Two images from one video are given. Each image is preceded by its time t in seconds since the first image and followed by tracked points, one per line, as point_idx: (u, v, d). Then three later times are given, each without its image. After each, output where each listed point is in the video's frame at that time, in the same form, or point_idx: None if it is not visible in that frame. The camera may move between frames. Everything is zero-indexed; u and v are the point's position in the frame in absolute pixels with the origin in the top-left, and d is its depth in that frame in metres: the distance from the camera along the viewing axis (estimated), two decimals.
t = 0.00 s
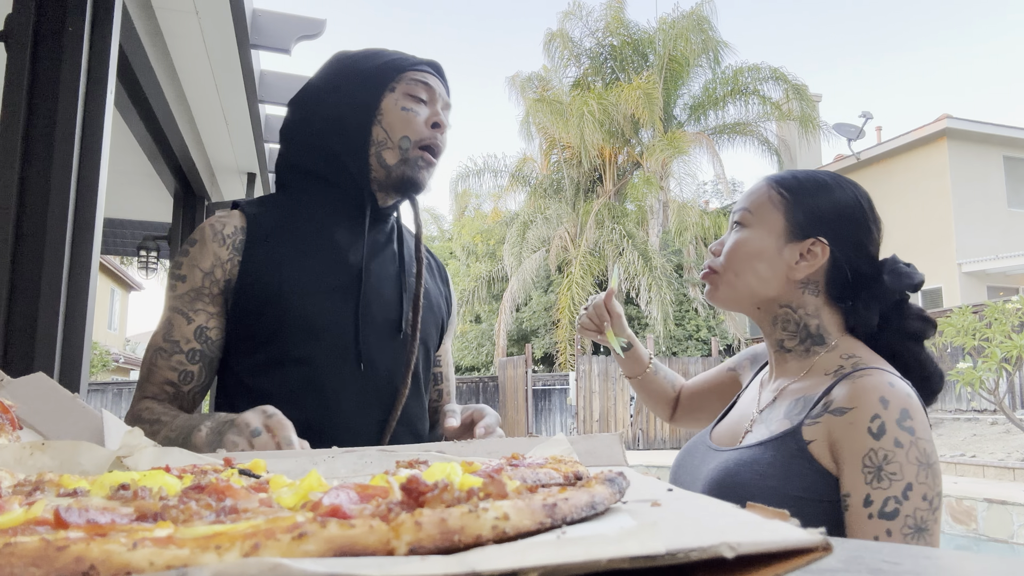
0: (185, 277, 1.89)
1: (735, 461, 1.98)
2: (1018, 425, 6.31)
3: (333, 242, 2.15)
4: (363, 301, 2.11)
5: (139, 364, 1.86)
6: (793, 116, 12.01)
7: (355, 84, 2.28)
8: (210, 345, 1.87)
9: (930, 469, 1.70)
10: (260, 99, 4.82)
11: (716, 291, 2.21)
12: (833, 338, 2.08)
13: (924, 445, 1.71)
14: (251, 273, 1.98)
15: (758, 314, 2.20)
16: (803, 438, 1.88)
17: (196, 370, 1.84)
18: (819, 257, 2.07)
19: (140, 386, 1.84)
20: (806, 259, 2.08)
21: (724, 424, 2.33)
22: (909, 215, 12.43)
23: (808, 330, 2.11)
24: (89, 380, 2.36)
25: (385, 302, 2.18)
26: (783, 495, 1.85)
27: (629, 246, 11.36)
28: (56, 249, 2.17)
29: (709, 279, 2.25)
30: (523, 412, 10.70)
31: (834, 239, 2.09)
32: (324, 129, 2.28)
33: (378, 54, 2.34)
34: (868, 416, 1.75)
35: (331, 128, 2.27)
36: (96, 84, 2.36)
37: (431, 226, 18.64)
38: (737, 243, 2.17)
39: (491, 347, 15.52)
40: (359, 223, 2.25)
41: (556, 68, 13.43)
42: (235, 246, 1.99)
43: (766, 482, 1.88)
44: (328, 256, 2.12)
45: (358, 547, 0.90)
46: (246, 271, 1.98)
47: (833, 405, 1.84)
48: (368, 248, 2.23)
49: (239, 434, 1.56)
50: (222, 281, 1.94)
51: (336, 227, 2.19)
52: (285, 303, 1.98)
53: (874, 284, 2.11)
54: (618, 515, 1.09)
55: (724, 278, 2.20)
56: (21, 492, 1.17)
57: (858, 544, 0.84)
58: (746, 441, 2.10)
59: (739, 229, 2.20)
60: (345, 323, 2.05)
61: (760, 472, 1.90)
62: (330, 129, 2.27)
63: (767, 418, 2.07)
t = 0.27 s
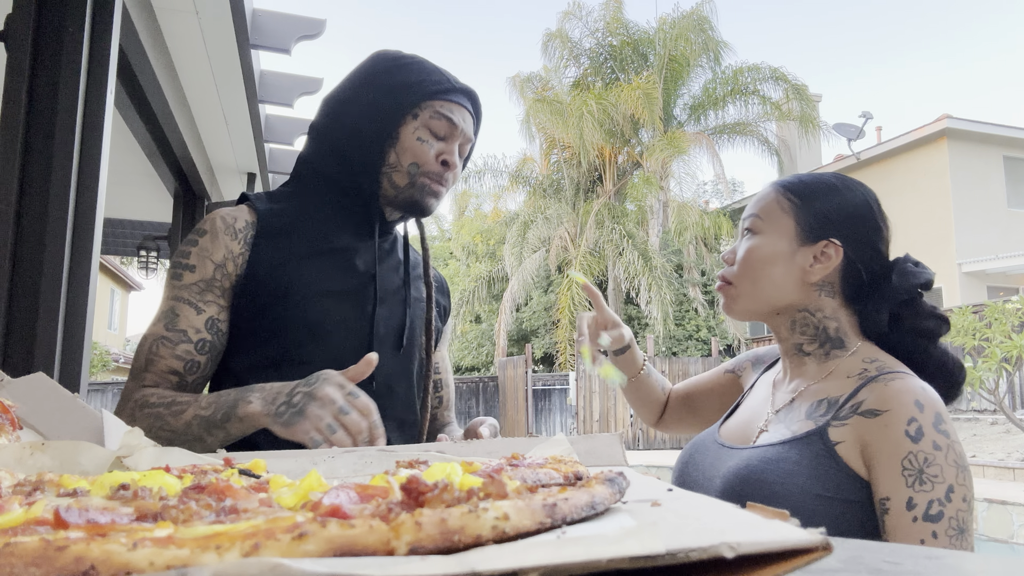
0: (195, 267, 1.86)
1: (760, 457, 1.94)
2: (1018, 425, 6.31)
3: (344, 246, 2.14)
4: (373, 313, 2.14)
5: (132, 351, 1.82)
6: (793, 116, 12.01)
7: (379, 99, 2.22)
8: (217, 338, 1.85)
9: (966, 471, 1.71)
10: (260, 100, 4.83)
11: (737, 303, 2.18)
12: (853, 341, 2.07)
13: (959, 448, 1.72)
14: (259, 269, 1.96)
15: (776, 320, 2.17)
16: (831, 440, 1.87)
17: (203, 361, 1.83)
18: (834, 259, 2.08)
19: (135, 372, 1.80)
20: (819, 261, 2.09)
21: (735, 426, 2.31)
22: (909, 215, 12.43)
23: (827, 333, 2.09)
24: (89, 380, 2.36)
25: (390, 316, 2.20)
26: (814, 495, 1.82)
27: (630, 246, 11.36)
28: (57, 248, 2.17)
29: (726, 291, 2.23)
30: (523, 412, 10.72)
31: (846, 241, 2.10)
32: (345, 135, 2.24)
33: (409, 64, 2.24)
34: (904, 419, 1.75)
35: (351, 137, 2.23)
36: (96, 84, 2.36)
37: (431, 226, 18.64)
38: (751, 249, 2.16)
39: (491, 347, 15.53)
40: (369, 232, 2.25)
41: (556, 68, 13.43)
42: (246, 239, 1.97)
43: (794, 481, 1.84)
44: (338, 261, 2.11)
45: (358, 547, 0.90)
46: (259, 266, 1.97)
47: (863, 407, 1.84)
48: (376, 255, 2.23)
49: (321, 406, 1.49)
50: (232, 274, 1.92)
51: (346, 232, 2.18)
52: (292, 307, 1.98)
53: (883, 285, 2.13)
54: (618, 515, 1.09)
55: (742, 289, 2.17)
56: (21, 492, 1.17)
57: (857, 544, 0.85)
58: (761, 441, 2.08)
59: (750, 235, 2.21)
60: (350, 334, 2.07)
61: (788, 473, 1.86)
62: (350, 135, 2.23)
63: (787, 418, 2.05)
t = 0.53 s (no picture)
0: (181, 254, 1.83)
1: (786, 462, 1.96)
2: (1018, 425, 6.31)
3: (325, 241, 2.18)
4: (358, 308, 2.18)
5: (109, 348, 1.73)
6: (793, 116, 12.01)
7: (357, 101, 2.28)
8: (208, 327, 1.82)
9: (973, 486, 1.71)
10: (260, 99, 4.83)
11: (772, 316, 2.16)
12: (883, 349, 2.08)
13: (973, 463, 1.72)
14: (243, 263, 1.94)
15: (809, 329, 2.17)
16: (856, 446, 1.88)
17: (197, 352, 1.79)
18: (865, 258, 2.10)
19: (120, 365, 1.71)
20: (851, 262, 2.11)
21: (753, 425, 2.31)
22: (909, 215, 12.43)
23: (859, 338, 2.11)
24: (88, 381, 2.36)
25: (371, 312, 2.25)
26: (837, 498, 1.83)
27: (630, 246, 11.36)
28: (57, 249, 2.17)
29: (758, 304, 2.21)
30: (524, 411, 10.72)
31: (874, 239, 2.13)
32: (323, 135, 2.28)
33: (390, 66, 2.30)
34: (927, 426, 1.76)
35: (331, 136, 2.27)
36: (96, 85, 2.36)
37: (432, 226, 18.64)
38: (781, 257, 2.16)
39: (491, 347, 15.53)
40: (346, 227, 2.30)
41: (556, 68, 13.43)
42: (230, 227, 1.95)
43: (818, 487, 1.86)
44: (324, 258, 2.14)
45: (358, 547, 0.90)
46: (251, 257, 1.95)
47: (890, 413, 1.85)
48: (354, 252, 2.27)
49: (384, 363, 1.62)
50: (220, 263, 1.91)
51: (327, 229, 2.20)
52: (278, 301, 1.97)
53: (910, 280, 2.18)
54: (618, 515, 1.09)
55: (775, 300, 2.16)
56: (21, 492, 1.17)
57: (857, 544, 0.85)
58: (782, 444, 2.09)
59: (776, 244, 2.20)
60: (336, 328, 2.11)
61: (808, 478, 1.88)
62: (329, 134, 2.28)
63: (811, 422, 2.06)
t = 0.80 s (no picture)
0: (146, 252, 1.77)
1: (791, 465, 1.94)
2: (1018, 425, 6.31)
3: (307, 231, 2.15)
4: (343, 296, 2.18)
5: (71, 355, 1.67)
6: (793, 116, 12.01)
7: (350, 87, 2.23)
8: (175, 329, 1.76)
9: (976, 482, 1.72)
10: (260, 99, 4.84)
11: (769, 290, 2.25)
12: (888, 347, 2.09)
13: (975, 459, 1.74)
14: (219, 258, 1.88)
15: (811, 317, 2.21)
16: (860, 445, 1.89)
17: (163, 356, 1.73)
18: (874, 257, 2.11)
19: (80, 371, 1.66)
20: (858, 259, 2.12)
21: (759, 426, 2.30)
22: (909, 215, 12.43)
23: (862, 336, 2.12)
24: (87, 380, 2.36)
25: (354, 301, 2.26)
26: (847, 501, 1.83)
27: (630, 246, 11.36)
28: (58, 248, 2.18)
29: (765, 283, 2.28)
30: (523, 411, 10.72)
31: (887, 240, 2.12)
32: (307, 122, 2.22)
33: (372, 48, 2.30)
34: (929, 422, 1.77)
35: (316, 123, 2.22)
36: (96, 85, 2.37)
37: (432, 226, 18.68)
38: (793, 242, 2.21)
39: (491, 347, 15.54)
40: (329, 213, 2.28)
41: (556, 68, 13.43)
42: (202, 222, 1.89)
43: (828, 492, 1.85)
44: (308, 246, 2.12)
45: (358, 547, 0.90)
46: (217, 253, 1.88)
47: (893, 411, 1.86)
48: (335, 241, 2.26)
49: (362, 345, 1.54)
50: (189, 261, 1.84)
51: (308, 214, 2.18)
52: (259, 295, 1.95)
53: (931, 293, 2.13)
54: (619, 515, 1.09)
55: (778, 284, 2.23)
56: (21, 492, 1.17)
57: (857, 544, 0.85)
58: (788, 446, 2.09)
59: (793, 229, 2.25)
60: (322, 319, 2.09)
61: (818, 480, 1.87)
62: (313, 122, 2.22)
63: (818, 422, 2.06)
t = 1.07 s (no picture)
0: (119, 256, 1.76)
1: (791, 471, 1.98)
2: (1019, 425, 6.30)
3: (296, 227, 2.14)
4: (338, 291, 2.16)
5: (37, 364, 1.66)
6: (793, 116, 12.01)
7: (307, 59, 2.28)
8: (143, 337, 1.75)
9: (997, 477, 1.70)
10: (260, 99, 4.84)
11: (756, 300, 2.36)
12: (875, 346, 2.09)
13: (991, 454, 1.72)
14: (204, 257, 1.90)
15: (793, 317, 2.27)
16: (862, 450, 1.88)
17: (129, 368, 1.74)
18: (831, 251, 2.13)
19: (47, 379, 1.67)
20: (818, 254, 2.16)
21: (760, 432, 2.34)
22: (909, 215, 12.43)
23: (845, 332, 2.14)
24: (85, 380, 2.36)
25: (350, 297, 2.25)
26: (850, 506, 1.84)
27: (630, 246, 11.37)
28: (57, 248, 2.19)
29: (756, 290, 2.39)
30: (523, 411, 10.71)
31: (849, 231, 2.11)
32: (271, 104, 2.23)
33: (322, 32, 2.35)
34: (934, 425, 1.75)
35: (285, 106, 2.22)
36: (96, 85, 2.37)
37: (432, 226, 18.69)
38: (769, 247, 2.31)
39: (491, 347, 15.54)
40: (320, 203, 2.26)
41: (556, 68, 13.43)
42: (181, 223, 1.89)
43: (829, 498, 1.87)
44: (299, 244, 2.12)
45: (358, 547, 0.90)
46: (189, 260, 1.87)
47: (891, 415, 1.85)
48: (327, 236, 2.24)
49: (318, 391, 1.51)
50: (166, 263, 1.84)
51: (298, 210, 2.17)
52: (247, 291, 1.94)
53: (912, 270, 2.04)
54: (619, 515, 1.09)
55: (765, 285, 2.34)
56: (21, 492, 1.17)
57: (857, 544, 0.84)
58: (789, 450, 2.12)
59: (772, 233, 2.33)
60: (314, 312, 2.08)
61: (819, 487, 1.89)
62: (278, 101, 2.23)
63: (816, 426, 2.08)
